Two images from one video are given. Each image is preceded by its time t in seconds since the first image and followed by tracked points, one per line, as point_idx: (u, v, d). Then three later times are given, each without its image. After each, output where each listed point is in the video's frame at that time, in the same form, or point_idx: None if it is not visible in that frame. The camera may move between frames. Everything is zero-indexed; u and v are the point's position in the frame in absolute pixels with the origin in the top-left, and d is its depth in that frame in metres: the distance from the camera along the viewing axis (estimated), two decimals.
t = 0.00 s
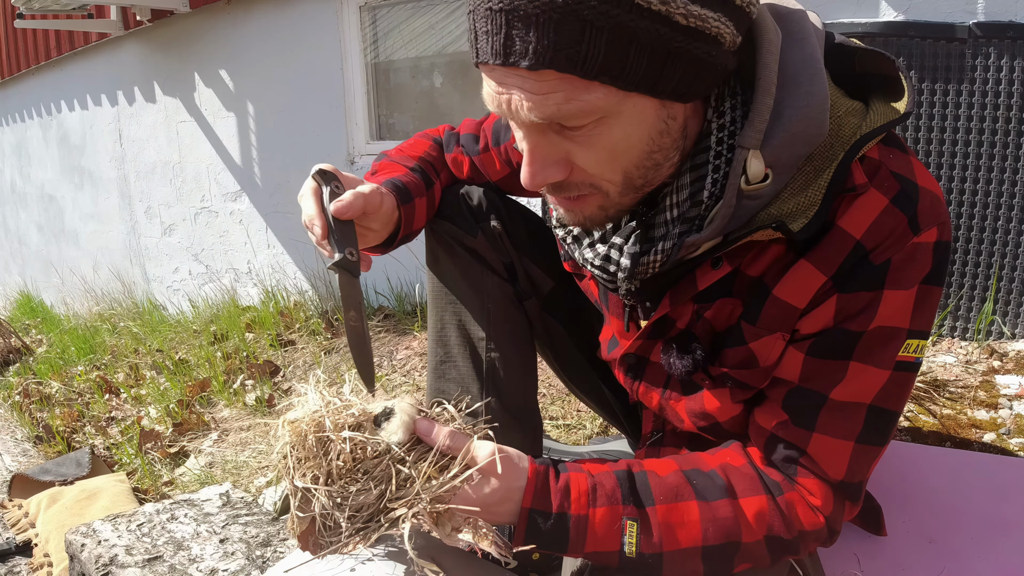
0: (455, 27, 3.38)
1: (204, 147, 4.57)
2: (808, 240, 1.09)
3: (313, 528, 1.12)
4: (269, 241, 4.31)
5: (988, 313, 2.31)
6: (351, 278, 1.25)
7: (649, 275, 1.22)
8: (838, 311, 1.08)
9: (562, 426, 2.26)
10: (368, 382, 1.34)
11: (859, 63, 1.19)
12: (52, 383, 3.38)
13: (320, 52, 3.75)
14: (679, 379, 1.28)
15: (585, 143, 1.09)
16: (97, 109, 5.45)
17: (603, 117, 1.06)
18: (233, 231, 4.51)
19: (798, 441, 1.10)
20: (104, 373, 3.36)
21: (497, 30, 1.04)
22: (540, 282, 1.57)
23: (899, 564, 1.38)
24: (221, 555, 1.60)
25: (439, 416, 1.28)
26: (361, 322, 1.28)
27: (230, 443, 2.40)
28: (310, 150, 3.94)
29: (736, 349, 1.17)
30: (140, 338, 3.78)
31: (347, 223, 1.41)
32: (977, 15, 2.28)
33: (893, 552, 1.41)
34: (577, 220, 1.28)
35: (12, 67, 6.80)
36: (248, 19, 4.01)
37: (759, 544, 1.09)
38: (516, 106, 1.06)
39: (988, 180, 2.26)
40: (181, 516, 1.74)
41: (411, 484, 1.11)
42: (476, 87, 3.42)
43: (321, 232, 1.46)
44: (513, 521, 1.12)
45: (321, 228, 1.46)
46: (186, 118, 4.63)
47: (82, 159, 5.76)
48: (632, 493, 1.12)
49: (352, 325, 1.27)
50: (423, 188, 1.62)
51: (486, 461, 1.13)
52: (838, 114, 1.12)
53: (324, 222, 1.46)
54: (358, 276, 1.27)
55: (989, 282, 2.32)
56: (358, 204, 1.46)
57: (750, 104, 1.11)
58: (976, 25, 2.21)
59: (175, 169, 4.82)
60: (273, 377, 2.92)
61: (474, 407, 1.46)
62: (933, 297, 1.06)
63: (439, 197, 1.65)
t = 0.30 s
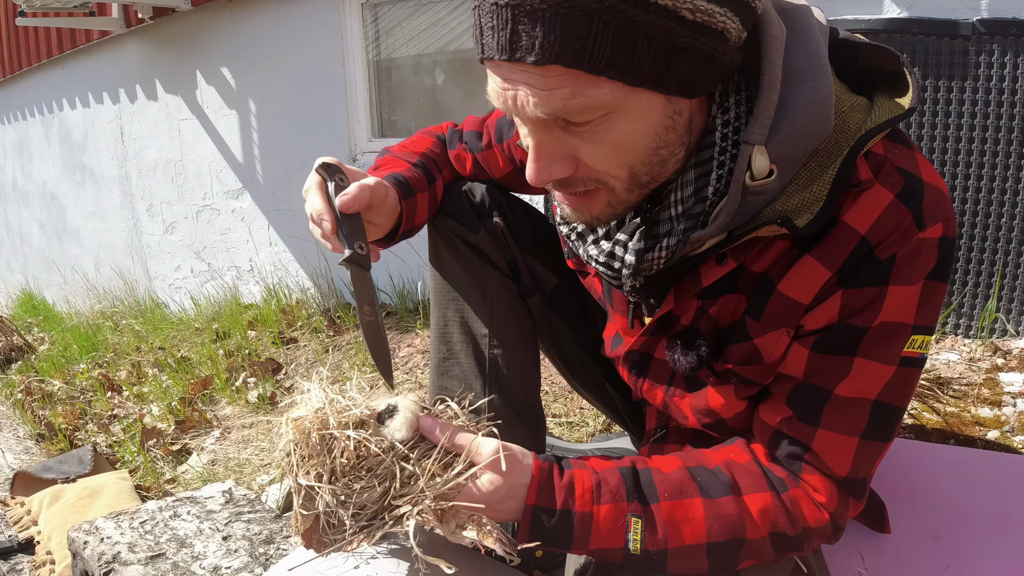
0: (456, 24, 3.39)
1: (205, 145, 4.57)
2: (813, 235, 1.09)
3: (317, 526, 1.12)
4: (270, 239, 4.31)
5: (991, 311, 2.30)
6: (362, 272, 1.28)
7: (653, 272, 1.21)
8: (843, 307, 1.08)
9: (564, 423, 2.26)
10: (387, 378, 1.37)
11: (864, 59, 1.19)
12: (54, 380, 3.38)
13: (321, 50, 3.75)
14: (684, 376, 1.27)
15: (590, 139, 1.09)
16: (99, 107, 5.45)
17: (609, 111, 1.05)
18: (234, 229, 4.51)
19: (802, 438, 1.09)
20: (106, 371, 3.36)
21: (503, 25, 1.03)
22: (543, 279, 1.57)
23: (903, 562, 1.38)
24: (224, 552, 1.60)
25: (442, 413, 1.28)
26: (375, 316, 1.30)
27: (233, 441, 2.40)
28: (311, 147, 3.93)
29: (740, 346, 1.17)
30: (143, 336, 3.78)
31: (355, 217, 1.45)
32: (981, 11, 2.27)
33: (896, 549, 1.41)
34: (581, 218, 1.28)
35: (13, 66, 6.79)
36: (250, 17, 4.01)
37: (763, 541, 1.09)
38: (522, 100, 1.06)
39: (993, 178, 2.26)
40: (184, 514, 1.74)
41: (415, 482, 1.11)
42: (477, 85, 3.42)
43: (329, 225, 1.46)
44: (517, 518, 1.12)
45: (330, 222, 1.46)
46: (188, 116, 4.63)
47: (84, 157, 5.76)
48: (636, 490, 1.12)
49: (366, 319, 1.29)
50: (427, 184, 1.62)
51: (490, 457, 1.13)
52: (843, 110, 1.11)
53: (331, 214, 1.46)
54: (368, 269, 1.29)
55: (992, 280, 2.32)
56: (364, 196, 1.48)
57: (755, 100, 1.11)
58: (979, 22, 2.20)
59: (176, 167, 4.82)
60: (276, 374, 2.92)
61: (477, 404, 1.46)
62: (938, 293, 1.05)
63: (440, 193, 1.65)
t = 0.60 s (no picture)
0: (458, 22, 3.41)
1: (207, 143, 4.57)
2: (816, 233, 1.09)
3: (318, 525, 1.12)
4: (272, 237, 4.30)
5: (995, 309, 2.29)
6: (350, 269, 1.27)
7: (656, 271, 1.21)
8: (846, 305, 1.07)
9: (566, 421, 2.26)
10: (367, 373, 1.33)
11: (865, 55, 1.18)
12: (56, 378, 3.39)
13: (323, 47, 3.74)
14: (686, 375, 1.27)
15: (614, 120, 1.06)
16: (100, 106, 5.45)
17: (630, 88, 1.04)
18: (236, 227, 4.51)
19: (805, 436, 1.09)
20: (108, 369, 3.37)
21: (514, 12, 1.03)
22: (544, 278, 1.57)
23: (906, 561, 1.38)
24: (226, 551, 1.60)
25: (444, 411, 1.28)
26: (361, 314, 1.29)
27: (234, 439, 2.40)
28: (313, 145, 3.93)
29: (743, 344, 1.16)
30: (144, 334, 3.78)
31: (348, 214, 1.43)
32: (984, 8, 2.26)
33: (899, 549, 1.41)
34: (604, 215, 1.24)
35: (15, 65, 6.79)
36: (251, 14, 4.00)
37: (765, 540, 1.09)
38: (545, 79, 1.03)
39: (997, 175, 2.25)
40: (185, 512, 1.74)
41: (417, 481, 1.11)
42: (479, 82, 3.42)
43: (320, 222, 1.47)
44: (519, 517, 1.12)
45: (322, 217, 1.46)
46: (189, 114, 4.63)
47: (86, 156, 5.76)
48: (638, 489, 1.12)
49: (351, 317, 1.28)
50: (427, 181, 1.62)
51: (491, 457, 1.13)
52: (845, 107, 1.11)
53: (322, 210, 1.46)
54: (357, 266, 1.28)
55: (995, 278, 2.31)
56: (358, 192, 1.47)
57: (757, 97, 1.10)
58: (983, 19, 2.19)
59: (178, 165, 4.82)
60: (277, 372, 2.91)
61: (479, 402, 1.46)
62: (942, 291, 1.05)
63: (441, 191, 1.64)
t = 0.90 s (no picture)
0: (460, 20, 3.41)
1: (208, 141, 4.57)
2: (821, 230, 1.08)
3: (321, 523, 1.11)
4: (274, 235, 4.30)
5: (997, 308, 2.29)
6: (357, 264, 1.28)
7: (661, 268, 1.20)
8: (850, 302, 1.07)
9: (568, 420, 2.26)
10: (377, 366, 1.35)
11: (869, 51, 1.18)
12: (58, 377, 3.39)
13: (325, 45, 3.74)
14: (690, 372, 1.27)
15: (666, 81, 1.04)
16: (102, 104, 5.45)
17: (678, 41, 1.03)
18: (238, 226, 4.51)
19: (809, 433, 1.09)
20: (109, 368, 3.37)
21: None
22: (546, 276, 1.56)
23: (909, 560, 1.38)
24: (228, 549, 1.60)
25: (447, 409, 1.27)
26: (369, 306, 1.30)
27: (236, 438, 2.40)
28: (315, 143, 3.93)
29: (747, 341, 1.16)
30: (146, 333, 3.79)
31: (356, 211, 1.44)
32: (986, 6, 2.26)
33: (902, 547, 1.41)
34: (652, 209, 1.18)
35: (16, 64, 6.79)
36: (253, 12, 4.00)
37: (769, 538, 1.08)
38: (598, 39, 1.01)
39: (998, 173, 2.25)
40: (187, 510, 1.74)
41: (420, 478, 1.11)
42: (481, 80, 3.42)
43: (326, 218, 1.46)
44: (522, 515, 1.12)
45: (328, 215, 1.45)
46: (191, 112, 4.63)
47: (87, 154, 5.76)
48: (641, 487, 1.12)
49: (359, 309, 1.28)
50: (431, 179, 1.62)
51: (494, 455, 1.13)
52: (849, 104, 1.11)
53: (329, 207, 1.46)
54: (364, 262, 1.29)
55: (998, 277, 2.31)
56: (364, 192, 1.47)
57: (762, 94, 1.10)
58: (985, 17, 2.18)
59: (179, 164, 4.82)
60: (279, 370, 2.91)
61: (482, 401, 1.45)
62: (946, 288, 1.05)
63: (444, 189, 1.64)
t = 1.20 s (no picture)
0: (460, 19, 3.41)
1: (209, 140, 4.57)
2: (820, 229, 1.08)
3: (322, 521, 1.12)
4: (275, 233, 4.31)
5: (998, 306, 2.29)
6: (369, 263, 1.28)
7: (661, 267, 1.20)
8: (850, 300, 1.07)
9: (569, 418, 2.26)
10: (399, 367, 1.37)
11: (869, 50, 1.18)
12: (59, 375, 3.40)
13: (325, 44, 3.74)
14: (691, 370, 1.27)
15: (657, 89, 1.04)
16: (103, 103, 5.46)
17: (671, 49, 1.03)
18: (239, 225, 4.51)
19: (809, 432, 1.09)
20: (111, 366, 3.38)
21: None
22: (547, 275, 1.56)
23: (908, 559, 1.38)
24: (229, 547, 1.61)
25: (448, 408, 1.27)
26: (384, 307, 1.30)
27: (237, 436, 2.41)
28: (315, 142, 3.93)
29: (747, 340, 1.16)
30: (147, 331, 3.79)
31: (361, 210, 1.44)
32: (988, 5, 2.27)
33: (902, 546, 1.41)
34: (643, 211, 1.19)
35: (17, 62, 6.80)
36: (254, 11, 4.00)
37: (769, 536, 1.09)
38: (589, 48, 1.01)
39: (998, 171, 2.25)
40: (188, 508, 1.75)
41: (420, 477, 1.11)
42: (481, 79, 3.42)
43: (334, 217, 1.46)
44: (523, 513, 1.12)
45: (337, 214, 1.45)
46: (191, 111, 4.63)
47: (88, 153, 5.76)
48: (642, 485, 1.12)
49: (376, 309, 1.29)
50: (433, 178, 1.62)
51: (494, 453, 1.12)
52: (850, 103, 1.11)
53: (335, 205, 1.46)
54: (375, 261, 1.30)
55: (999, 275, 2.30)
56: (369, 189, 1.48)
57: (762, 94, 1.10)
58: (986, 16, 2.17)
59: (180, 162, 4.82)
60: (280, 369, 2.92)
61: (482, 400, 1.45)
62: (945, 287, 1.05)
63: (444, 188, 1.64)
